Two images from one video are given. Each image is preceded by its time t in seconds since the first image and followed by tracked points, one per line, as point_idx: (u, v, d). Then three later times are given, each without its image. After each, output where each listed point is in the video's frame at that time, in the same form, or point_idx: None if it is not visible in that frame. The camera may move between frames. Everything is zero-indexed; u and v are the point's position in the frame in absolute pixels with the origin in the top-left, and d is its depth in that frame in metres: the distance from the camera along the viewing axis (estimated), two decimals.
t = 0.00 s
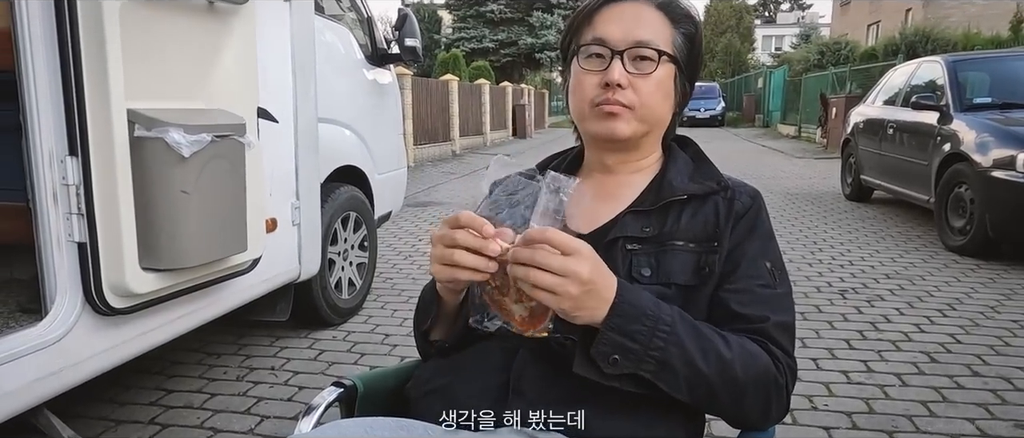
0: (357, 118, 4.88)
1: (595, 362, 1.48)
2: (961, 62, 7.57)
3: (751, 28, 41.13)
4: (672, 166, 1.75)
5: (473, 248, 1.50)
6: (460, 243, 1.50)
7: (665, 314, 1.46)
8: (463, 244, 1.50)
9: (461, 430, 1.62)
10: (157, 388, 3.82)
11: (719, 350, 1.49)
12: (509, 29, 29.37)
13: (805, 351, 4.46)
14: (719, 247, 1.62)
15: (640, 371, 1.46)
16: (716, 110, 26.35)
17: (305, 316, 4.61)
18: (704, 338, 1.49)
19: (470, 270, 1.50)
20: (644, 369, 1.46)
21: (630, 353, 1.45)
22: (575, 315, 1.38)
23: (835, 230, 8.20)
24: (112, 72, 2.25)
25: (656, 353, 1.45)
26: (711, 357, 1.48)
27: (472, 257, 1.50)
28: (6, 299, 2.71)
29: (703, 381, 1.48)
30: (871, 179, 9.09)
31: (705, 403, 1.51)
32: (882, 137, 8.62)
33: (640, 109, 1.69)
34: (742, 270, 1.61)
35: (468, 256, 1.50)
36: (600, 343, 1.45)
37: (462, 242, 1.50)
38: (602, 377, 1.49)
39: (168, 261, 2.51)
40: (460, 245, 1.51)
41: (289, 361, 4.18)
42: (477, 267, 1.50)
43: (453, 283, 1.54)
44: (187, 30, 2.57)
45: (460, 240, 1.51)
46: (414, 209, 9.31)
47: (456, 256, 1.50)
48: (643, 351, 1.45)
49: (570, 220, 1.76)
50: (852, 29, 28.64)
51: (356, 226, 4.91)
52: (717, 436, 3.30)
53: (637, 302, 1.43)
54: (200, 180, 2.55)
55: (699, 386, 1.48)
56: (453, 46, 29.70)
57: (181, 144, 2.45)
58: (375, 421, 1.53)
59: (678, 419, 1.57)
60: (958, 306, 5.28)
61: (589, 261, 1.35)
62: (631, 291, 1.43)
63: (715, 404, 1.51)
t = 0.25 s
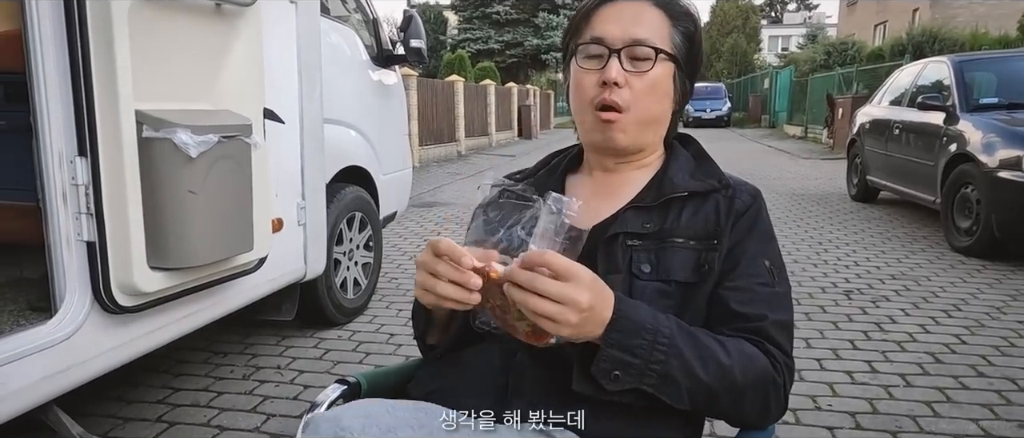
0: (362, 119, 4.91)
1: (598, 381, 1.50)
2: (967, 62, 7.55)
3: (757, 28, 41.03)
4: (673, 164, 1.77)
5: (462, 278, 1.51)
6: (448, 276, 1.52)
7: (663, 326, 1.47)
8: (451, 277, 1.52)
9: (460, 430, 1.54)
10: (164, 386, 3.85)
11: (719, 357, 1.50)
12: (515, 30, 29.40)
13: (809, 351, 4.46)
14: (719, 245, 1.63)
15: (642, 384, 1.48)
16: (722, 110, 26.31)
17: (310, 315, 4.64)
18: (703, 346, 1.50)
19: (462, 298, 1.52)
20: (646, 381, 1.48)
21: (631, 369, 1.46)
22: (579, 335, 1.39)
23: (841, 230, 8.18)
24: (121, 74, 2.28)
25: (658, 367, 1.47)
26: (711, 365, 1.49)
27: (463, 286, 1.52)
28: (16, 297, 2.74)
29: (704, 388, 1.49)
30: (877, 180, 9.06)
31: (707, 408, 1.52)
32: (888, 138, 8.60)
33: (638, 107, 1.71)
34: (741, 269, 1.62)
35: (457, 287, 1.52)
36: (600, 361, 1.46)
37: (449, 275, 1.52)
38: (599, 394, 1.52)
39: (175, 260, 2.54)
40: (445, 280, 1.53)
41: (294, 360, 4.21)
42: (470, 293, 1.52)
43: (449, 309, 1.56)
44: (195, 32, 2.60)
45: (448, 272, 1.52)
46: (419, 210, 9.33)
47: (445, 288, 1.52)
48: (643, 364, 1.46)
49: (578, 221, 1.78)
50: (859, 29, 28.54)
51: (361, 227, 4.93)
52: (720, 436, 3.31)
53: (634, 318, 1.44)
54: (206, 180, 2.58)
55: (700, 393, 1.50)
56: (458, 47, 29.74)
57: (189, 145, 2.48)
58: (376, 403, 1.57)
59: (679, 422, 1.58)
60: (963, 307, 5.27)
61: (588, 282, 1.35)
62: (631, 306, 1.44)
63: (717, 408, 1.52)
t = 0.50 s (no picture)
0: (368, 120, 4.92)
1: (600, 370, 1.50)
2: (975, 62, 7.51)
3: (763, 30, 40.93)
4: (684, 162, 1.77)
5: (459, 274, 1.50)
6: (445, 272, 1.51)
7: (669, 316, 1.46)
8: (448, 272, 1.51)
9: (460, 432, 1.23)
10: (171, 386, 3.86)
11: (724, 350, 1.49)
12: (520, 32, 29.39)
13: (816, 352, 4.44)
14: (732, 246, 1.63)
15: (644, 374, 1.47)
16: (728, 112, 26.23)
17: (317, 316, 4.65)
18: (707, 338, 1.49)
19: (460, 299, 1.50)
20: (648, 372, 1.47)
21: (634, 358, 1.45)
22: (587, 319, 1.36)
23: (848, 232, 8.15)
24: (130, 75, 2.29)
25: (661, 355, 1.46)
26: (715, 358, 1.49)
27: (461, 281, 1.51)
28: (25, 297, 2.76)
29: (707, 382, 1.49)
30: (885, 181, 9.03)
31: (710, 403, 1.52)
32: (895, 139, 8.57)
33: (634, 117, 1.70)
34: (749, 265, 1.62)
35: (455, 282, 1.50)
36: (604, 349, 1.46)
37: (445, 273, 1.51)
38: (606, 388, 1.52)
39: (184, 260, 2.55)
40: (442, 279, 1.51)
41: (301, 360, 4.21)
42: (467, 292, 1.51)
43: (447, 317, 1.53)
44: (202, 32, 2.60)
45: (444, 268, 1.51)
46: (425, 211, 9.34)
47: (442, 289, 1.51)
48: (647, 354, 1.45)
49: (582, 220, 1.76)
50: (865, 30, 28.44)
51: (367, 227, 4.94)
52: None
53: (643, 306, 1.43)
54: (215, 180, 2.58)
55: (703, 387, 1.49)
56: (464, 48, 29.75)
57: (197, 145, 2.49)
58: (476, 370, 1.34)
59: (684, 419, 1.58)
60: (971, 309, 5.24)
61: (594, 260, 1.33)
62: (637, 295, 1.44)
63: (720, 403, 1.51)
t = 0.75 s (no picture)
0: (376, 123, 4.90)
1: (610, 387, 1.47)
2: (984, 64, 7.47)
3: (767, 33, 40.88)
4: (699, 154, 1.70)
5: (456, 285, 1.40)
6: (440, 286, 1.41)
7: (675, 326, 1.43)
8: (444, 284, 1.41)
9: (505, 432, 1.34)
10: (177, 390, 3.83)
11: (735, 356, 1.45)
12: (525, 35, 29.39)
13: (828, 356, 4.39)
14: (751, 243, 1.58)
15: (653, 388, 1.45)
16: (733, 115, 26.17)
17: (324, 319, 4.62)
18: (716, 345, 1.45)
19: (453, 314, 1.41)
20: (656, 386, 1.45)
21: (641, 372, 1.43)
22: (576, 330, 1.29)
23: (856, 235, 8.09)
24: (139, 76, 2.27)
25: (666, 371, 1.43)
26: (726, 366, 1.44)
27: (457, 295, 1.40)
28: (33, 301, 2.73)
29: (720, 393, 1.45)
30: (893, 183, 8.97)
31: (726, 413, 1.49)
32: (903, 141, 8.52)
33: (642, 110, 1.58)
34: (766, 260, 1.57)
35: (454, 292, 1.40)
36: (608, 365, 1.42)
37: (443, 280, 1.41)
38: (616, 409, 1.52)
39: (192, 263, 2.52)
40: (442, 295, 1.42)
41: (308, 364, 4.18)
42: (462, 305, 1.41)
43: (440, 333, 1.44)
44: (212, 33, 2.58)
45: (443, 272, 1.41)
46: (431, 214, 9.33)
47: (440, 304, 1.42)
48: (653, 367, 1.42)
49: (593, 225, 1.72)
50: (871, 33, 28.37)
51: (374, 230, 4.92)
52: None
53: (643, 316, 1.39)
54: (224, 182, 2.56)
55: (716, 398, 1.46)
56: (469, 51, 29.75)
57: (206, 146, 2.46)
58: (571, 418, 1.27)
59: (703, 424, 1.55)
60: (984, 312, 5.18)
61: (580, 270, 1.28)
62: (637, 304, 1.40)
63: (736, 412, 1.48)
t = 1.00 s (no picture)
0: (380, 129, 4.90)
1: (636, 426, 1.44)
2: (988, 70, 7.46)
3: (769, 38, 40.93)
4: (705, 147, 1.64)
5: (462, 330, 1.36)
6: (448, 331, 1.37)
7: (699, 360, 1.40)
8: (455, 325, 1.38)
9: None
10: (182, 397, 3.83)
11: (764, 382, 1.42)
12: (527, 40, 29.46)
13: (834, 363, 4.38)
14: (766, 246, 1.53)
15: (685, 425, 1.42)
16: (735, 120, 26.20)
17: (328, 325, 4.62)
18: (741, 374, 1.42)
19: (461, 366, 1.36)
20: (688, 422, 1.42)
21: (670, 412, 1.40)
22: (597, 383, 1.26)
23: (860, 240, 8.07)
24: (147, 84, 2.28)
25: (696, 410, 1.41)
26: (755, 394, 1.42)
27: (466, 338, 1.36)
28: (40, 308, 2.74)
29: (754, 423, 1.43)
30: (896, 189, 8.96)
31: None
32: (907, 146, 8.50)
33: (640, 98, 1.52)
34: (783, 267, 1.52)
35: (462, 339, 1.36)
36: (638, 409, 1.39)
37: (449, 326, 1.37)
38: None
39: (199, 271, 2.52)
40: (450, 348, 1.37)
41: (313, 370, 4.18)
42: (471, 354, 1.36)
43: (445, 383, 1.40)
44: (218, 40, 2.59)
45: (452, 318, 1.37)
46: (435, 219, 9.34)
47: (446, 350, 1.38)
48: (682, 404, 1.39)
49: (597, 229, 1.66)
50: (872, 38, 28.40)
51: (378, 236, 4.91)
52: None
53: (667, 356, 1.36)
54: (231, 189, 2.56)
55: (751, 429, 1.43)
56: (471, 57, 29.84)
57: (213, 154, 2.46)
58: None
59: None
60: (991, 318, 5.16)
61: (591, 322, 1.25)
62: (657, 340, 1.37)
63: None
